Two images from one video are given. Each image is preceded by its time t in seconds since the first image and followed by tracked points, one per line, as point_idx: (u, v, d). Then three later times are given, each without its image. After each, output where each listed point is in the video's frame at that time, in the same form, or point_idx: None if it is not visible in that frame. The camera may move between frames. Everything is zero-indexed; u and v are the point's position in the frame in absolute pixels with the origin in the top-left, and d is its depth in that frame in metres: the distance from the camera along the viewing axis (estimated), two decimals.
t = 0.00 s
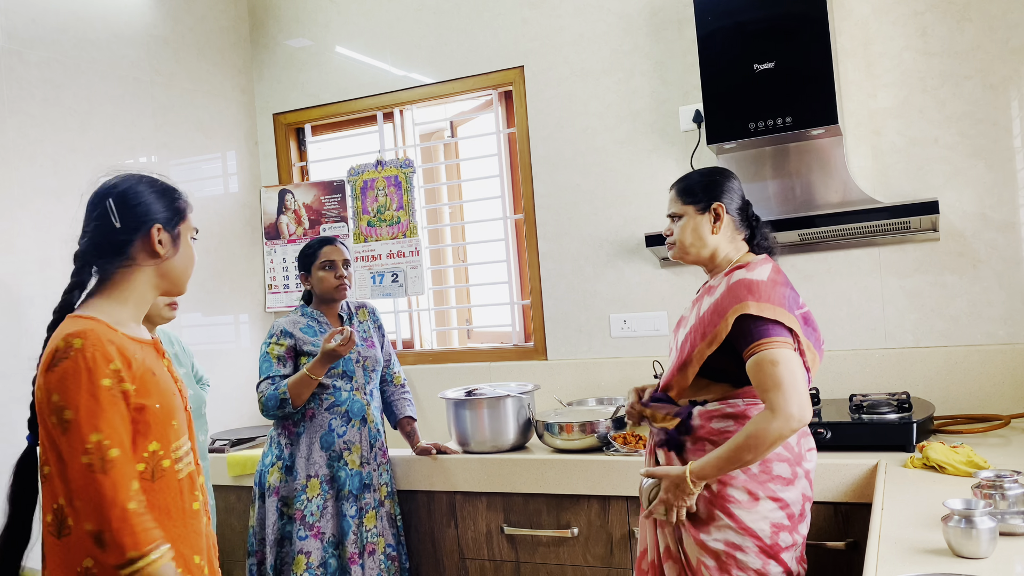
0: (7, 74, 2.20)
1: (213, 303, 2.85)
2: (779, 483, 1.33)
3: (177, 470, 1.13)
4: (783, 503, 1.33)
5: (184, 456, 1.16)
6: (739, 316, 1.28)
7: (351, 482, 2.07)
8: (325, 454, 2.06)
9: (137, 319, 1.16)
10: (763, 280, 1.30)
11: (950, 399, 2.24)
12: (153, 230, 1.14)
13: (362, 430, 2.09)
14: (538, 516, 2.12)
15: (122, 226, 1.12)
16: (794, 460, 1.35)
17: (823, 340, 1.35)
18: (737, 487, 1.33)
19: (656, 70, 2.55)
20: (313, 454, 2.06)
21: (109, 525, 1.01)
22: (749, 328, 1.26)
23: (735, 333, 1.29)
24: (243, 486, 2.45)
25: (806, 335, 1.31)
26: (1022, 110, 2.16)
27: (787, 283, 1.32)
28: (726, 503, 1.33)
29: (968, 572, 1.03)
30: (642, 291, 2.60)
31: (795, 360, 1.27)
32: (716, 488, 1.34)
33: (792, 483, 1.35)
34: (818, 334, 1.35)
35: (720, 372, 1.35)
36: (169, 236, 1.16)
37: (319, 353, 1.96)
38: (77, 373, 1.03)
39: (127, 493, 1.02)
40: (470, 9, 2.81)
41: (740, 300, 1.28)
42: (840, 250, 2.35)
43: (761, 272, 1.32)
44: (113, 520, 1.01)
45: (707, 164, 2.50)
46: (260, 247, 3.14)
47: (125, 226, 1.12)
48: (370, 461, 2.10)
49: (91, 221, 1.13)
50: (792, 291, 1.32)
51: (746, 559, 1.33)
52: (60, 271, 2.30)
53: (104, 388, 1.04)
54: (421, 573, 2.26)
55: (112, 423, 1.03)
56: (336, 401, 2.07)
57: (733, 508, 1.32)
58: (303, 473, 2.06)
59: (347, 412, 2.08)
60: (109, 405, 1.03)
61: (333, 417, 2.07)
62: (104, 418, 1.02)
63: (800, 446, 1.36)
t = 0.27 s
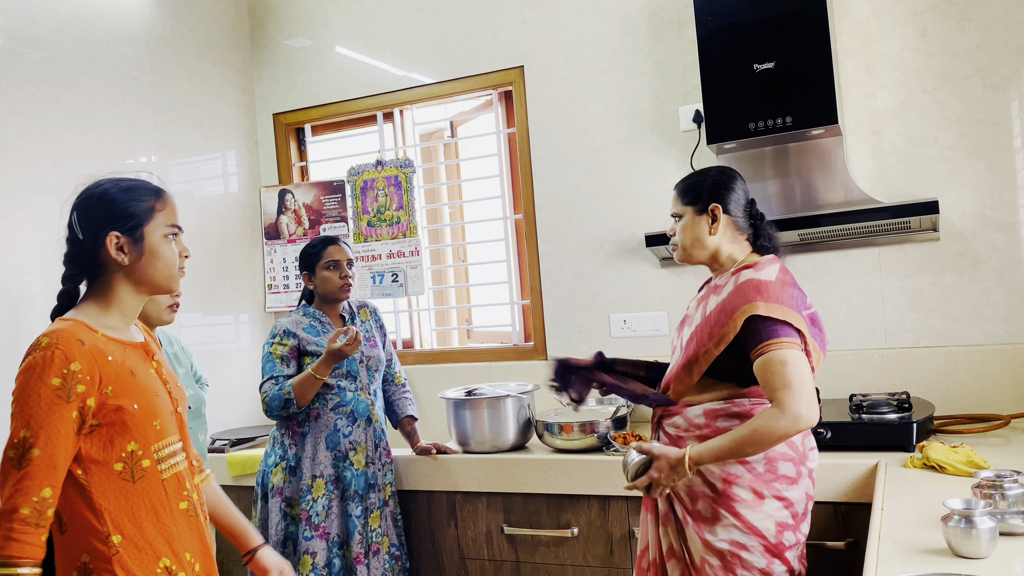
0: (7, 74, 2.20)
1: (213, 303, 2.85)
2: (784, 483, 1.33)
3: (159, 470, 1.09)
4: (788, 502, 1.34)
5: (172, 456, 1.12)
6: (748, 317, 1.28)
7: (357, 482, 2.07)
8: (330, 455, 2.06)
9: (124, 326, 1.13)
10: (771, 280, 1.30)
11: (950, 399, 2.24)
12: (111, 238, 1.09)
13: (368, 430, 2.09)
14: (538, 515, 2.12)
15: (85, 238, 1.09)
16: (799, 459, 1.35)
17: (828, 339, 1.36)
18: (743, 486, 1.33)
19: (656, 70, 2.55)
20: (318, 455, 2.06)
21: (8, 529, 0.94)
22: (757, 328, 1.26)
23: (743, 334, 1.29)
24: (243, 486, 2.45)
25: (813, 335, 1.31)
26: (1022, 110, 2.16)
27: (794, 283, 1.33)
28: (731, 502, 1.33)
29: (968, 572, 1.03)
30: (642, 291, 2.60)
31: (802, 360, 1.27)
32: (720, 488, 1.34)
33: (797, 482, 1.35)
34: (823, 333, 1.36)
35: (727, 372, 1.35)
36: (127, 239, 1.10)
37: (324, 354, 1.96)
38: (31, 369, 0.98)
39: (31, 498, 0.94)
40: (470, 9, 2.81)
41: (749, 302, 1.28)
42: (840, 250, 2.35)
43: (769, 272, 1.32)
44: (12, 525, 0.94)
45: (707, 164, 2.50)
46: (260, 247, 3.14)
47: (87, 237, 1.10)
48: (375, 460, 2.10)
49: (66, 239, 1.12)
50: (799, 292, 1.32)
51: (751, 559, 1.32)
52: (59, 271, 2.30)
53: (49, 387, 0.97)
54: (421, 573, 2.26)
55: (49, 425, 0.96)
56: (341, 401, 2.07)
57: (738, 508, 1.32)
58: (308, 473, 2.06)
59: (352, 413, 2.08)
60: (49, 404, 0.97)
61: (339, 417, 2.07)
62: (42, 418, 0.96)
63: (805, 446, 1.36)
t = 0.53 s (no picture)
0: (7, 74, 2.20)
1: (213, 303, 2.85)
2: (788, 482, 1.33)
3: (167, 467, 1.19)
4: (792, 501, 1.34)
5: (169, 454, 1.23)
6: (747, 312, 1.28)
7: (359, 481, 2.07)
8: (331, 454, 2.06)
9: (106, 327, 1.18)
10: (774, 279, 1.30)
11: (950, 399, 2.24)
12: (90, 246, 1.15)
13: (369, 429, 2.10)
14: (538, 515, 2.12)
15: (63, 245, 1.15)
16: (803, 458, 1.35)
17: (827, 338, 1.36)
18: (748, 485, 1.33)
19: (656, 70, 2.55)
20: (320, 454, 2.06)
21: (89, 517, 1.01)
22: (754, 324, 1.27)
23: (741, 330, 1.29)
24: (243, 486, 2.45)
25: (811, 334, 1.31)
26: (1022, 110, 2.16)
27: (797, 284, 1.32)
28: (736, 500, 1.33)
29: (968, 572, 1.03)
30: (642, 291, 2.60)
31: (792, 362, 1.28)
32: (725, 487, 1.34)
33: (801, 481, 1.35)
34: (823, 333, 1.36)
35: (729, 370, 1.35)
36: (108, 247, 1.16)
37: (327, 353, 1.96)
38: (86, 364, 1.06)
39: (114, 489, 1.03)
40: (470, 9, 2.81)
41: (748, 297, 1.28)
42: (840, 250, 2.35)
43: (772, 271, 1.31)
44: (96, 513, 1.01)
45: (707, 164, 2.50)
46: (260, 247, 3.14)
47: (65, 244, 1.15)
48: (377, 459, 2.10)
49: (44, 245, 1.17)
50: (801, 293, 1.32)
51: (757, 558, 1.32)
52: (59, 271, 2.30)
53: (111, 381, 1.07)
54: (421, 573, 2.26)
55: (113, 416, 1.06)
56: (343, 401, 2.07)
57: (744, 506, 1.33)
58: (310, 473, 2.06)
59: (354, 413, 2.08)
60: (109, 396, 1.06)
61: (341, 417, 2.07)
62: (106, 410, 1.05)
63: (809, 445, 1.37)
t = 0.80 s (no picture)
0: (7, 74, 2.20)
1: (213, 303, 2.85)
2: (784, 484, 1.34)
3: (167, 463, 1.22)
4: (789, 501, 1.34)
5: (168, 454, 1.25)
6: (743, 312, 1.28)
7: (362, 482, 2.07)
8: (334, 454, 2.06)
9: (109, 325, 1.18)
10: (771, 280, 1.30)
11: (950, 399, 2.24)
12: (95, 246, 1.15)
13: (373, 429, 2.10)
14: (537, 515, 2.12)
15: (66, 243, 1.14)
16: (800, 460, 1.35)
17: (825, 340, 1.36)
18: (744, 486, 1.33)
19: (656, 70, 2.55)
20: (322, 454, 2.06)
21: (136, 510, 1.06)
22: (752, 327, 1.26)
23: (737, 331, 1.29)
24: (243, 485, 2.45)
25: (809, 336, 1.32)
26: (1022, 110, 2.16)
27: (795, 286, 1.32)
28: (733, 500, 1.33)
29: (968, 572, 1.03)
30: (642, 291, 2.60)
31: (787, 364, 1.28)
32: (722, 487, 1.34)
33: (798, 481, 1.35)
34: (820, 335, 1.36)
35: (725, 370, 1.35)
36: (114, 249, 1.16)
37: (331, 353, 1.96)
38: (107, 365, 1.08)
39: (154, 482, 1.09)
40: (470, 9, 2.80)
41: (743, 298, 1.29)
42: (840, 250, 2.35)
43: (770, 272, 1.32)
44: (144, 505, 1.07)
45: (707, 164, 2.50)
46: (260, 247, 3.14)
47: (68, 243, 1.15)
48: (381, 460, 2.11)
49: (44, 243, 1.17)
50: (799, 295, 1.32)
51: (753, 558, 1.32)
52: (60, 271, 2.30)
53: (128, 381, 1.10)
54: (421, 573, 2.26)
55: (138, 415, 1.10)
56: (345, 401, 2.07)
57: (740, 506, 1.32)
58: (313, 473, 2.05)
59: (356, 413, 2.08)
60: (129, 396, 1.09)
61: (343, 417, 2.07)
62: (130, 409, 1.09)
63: (806, 446, 1.37)
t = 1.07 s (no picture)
0: (7, 74, 2.20)
1: (213, 303, 2.85)
2: (799, 480, 1.34)
3: (152, 470, 1.18)
4: (802, 497, 1.34)
5: (157, 459, 1.22)
6: (749, 310, 1.28)
7: (364, 481, 2.07)
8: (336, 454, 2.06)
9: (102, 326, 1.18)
10: (778, 276, 1.30)
11: (950, 399, 2.24)
12: (93, 246, 1.15)
13: (374, 429, 2.10)
14: (538, 515, 2.12)
15: (63, 243, 1.14)
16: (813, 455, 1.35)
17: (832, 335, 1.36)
18: (759, 482, 1.33)
19: (656, 70, 2.55)
20: (323, 453, 2.06)
21: (68, 525, 1.00)
22: (762, 324, 1.26)
23: (747, 330, 1.30)
24: (243, 486, 2.45)
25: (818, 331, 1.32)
26: (1022, 110, 2.16)
27: (801, 282, 1.32)
28: (747, 498, 1.33)
29: (968, 572, 1.03)
30: (642, 291, 2.60)
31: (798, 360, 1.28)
32: (736, 484, 1.34)
33: (811, 477, 1.35)
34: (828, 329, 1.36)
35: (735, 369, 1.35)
36: (111, 248, 1.16)
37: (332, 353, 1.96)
38: (67, 370, 1.06)
39: (93, 496, 1.02)
40: (470, 9, 2.80)
41: (752, 296, 1.28)
42: (840, 250, 2.35)
43: (776, 268, 1.31)
44: (75, 521, 1.00)
45: (707, 164, 2.50)
46: (260, 247, 3.14)
47: (65, 243, 1.15)
48: (383, 459, 2.11)
49: (40, 243, 1.17)
50: (805, 291, 1.32)
51: (768, 554, 1.32)
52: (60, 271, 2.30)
53: (88, 388, 1.06)
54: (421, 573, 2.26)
55: (92, 423, 1.05)
56: (347, 400, 2.07)
57: (755, 503, 1.32)
58: (315, 473, 2.05)
59: (359, 412, 2.08)
60: (89, 403, 1.06)
61: (344, 416, 2.07)
62: (85, 417, 1.04)
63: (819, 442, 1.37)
